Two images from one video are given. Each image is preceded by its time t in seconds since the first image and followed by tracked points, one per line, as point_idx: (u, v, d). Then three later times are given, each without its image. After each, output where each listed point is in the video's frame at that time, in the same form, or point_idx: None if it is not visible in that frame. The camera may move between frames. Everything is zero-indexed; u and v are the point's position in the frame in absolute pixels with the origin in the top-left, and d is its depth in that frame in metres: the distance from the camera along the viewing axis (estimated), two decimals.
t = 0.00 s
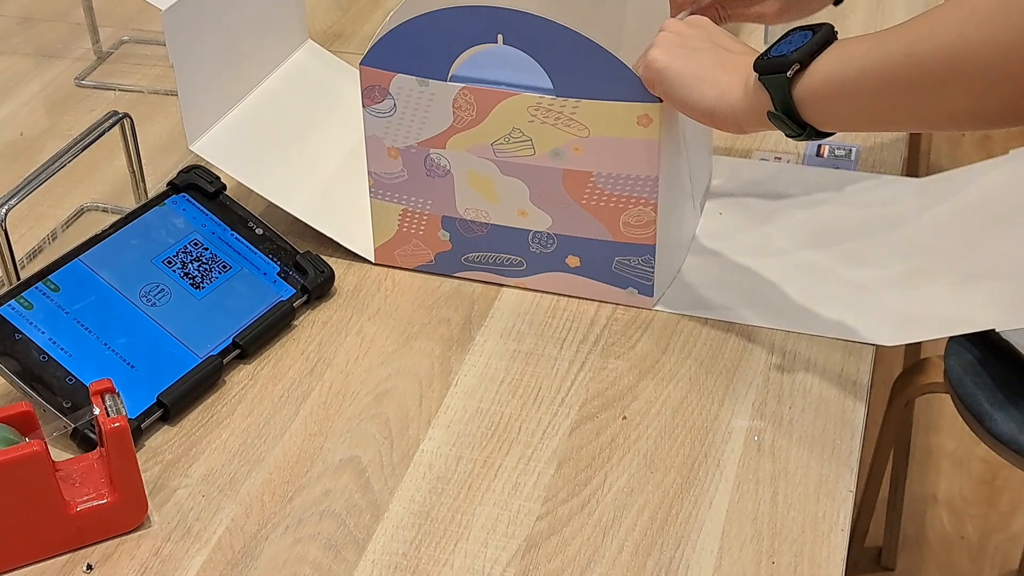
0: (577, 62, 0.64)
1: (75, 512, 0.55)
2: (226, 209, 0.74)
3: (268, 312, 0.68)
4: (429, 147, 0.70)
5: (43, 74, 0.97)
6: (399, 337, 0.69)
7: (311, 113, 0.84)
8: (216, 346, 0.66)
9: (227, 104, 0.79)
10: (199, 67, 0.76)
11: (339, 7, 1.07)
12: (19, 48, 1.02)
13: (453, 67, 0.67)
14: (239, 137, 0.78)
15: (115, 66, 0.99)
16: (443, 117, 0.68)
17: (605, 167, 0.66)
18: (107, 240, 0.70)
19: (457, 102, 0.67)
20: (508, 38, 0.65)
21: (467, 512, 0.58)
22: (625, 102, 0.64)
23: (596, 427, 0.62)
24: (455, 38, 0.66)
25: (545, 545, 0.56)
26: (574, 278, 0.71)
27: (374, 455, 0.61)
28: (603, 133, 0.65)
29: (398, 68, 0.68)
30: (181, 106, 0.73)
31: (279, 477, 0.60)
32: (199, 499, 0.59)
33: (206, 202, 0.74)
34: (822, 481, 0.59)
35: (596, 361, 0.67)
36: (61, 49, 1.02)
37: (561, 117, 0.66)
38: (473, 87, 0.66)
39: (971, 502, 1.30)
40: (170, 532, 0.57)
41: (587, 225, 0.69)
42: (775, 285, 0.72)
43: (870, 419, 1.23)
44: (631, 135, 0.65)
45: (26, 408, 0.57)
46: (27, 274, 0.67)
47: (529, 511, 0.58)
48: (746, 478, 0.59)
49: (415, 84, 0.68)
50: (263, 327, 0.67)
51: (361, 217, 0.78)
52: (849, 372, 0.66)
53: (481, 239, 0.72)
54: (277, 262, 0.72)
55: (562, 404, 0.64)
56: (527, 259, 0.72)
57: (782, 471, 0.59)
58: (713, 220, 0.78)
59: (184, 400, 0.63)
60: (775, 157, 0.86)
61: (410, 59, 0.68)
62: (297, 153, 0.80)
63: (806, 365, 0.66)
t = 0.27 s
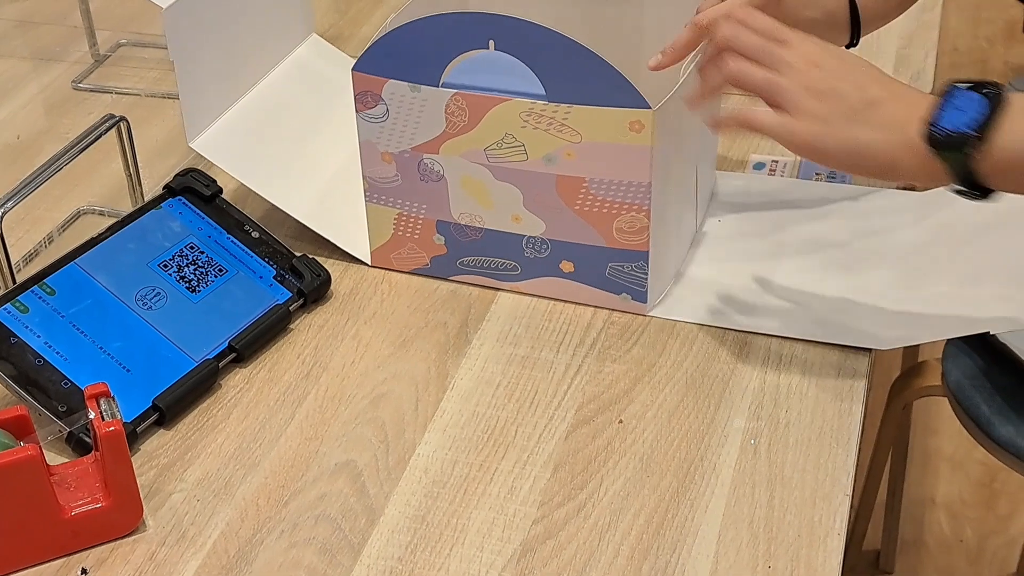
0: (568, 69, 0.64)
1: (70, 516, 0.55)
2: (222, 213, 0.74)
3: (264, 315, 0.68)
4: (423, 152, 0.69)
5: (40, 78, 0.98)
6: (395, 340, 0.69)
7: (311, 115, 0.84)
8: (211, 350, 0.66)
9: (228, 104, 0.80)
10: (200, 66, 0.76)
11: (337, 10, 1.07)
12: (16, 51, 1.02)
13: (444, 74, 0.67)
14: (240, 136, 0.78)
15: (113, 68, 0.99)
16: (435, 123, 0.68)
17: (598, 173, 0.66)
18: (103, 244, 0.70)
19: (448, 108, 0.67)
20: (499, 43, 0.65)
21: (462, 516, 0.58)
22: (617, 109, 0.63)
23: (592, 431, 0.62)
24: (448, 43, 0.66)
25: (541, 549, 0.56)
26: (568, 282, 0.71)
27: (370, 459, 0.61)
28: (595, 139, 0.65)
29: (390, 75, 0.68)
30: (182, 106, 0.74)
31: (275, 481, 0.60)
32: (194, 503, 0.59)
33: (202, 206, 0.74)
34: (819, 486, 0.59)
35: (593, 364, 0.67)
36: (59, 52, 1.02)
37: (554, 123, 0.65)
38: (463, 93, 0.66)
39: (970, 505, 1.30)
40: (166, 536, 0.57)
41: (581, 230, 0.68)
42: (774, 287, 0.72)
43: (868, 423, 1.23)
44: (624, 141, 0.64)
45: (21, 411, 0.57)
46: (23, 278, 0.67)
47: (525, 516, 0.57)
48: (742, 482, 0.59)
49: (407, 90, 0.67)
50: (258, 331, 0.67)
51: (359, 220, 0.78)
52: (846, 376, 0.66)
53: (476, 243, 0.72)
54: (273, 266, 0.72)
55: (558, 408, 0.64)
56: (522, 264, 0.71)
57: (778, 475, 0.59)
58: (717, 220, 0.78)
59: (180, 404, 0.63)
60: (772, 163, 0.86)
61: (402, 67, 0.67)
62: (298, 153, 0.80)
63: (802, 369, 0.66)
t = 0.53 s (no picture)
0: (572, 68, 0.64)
1: (71, 518, 0.54)
2: (223, 214, 0.74)
3: (265, 317, 0.68)
4: (429, 152, 0.69)
5: (41, 79, 0.97)
6: (396, 342, 0.69)
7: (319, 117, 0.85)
8: (212, 352, 0.65)
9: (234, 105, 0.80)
10: (208, 64, 0.77)
11: (338, 10, 1.07)
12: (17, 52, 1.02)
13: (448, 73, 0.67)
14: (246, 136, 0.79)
15: (113, 70, 0.99)
16: (441, 122, 0.67)
17: (604, 173, 0.65)
18: (103, 245, 0.70)
19: (455, 107, 0.66)
20: (506, 42, 0.65)
21: (464, 518, 0.57)
22: (624, 107, 0.63)
23: (594, 433, 0.62)
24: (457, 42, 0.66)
25: (542, 551, 0.56)
26: (574, 284, 0.70)
27: (371, 461, 0.61)
28: (599, 139, 0.64)
29: (396, 75, 0.68)
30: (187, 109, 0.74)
31: (276, 482, 0.60)
32: (195, 505, 0.59)
33: (203, 207, 0.74)
34: (821, 487, 0.59)
35: (594, 366, 0.67)
36: (59, 53, 1.01)
37: (559, 122, 0.64)
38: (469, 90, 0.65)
39: (971, 507, 1.29)
40: (166, 538, 0.57)
41: (586, 231, 0.67)
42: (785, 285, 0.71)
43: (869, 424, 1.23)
44: (630, 141, 0.63)
45: (21, 413, 0.57)
46: (23, 280, 0.67)
47: (526, 518, 0.57)
48: (745, 484, 0.59)
49: (412, 89, 0.67)
50: (259, 332, 0.67)
51: (365, 220, 0.78)
52: (848, 378, 0.65)
53: (482, 244, 0.71)
54: (274, 267, 0.71)
55: (559, 409, 0.64)
56: (528, 265, 0.71)
57: (780, 477, 0.59)
58: (735, 217, 0.78)
59: (180, 406, 0.62)
60: (772, 164, 0.84)
61: (410, 66, 0.67)
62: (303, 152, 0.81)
63: (804, 370, 0.66)
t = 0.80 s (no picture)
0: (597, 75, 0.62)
1: (71, 520, 0.54)
2: (225, 216, 0.74)
3: (266, 319, 0.68)
4: (456, 161, 0.68)
5: (42, 80, 0.97)
6: (397, 344, 0.69)
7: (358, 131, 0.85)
8: (213, 354, 0.65)
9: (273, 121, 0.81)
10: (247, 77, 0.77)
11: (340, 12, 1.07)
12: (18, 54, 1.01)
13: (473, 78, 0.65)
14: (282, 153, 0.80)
15: (115, 71, 0.99)
16: (468, 131, 0.66)
17: (629, 186, 0.63)
18: (104, 247, 0.69)
19: (481, 116, 0.65)
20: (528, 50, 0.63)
21: (466, 521, 0.57)
22: (646, 121, 0.61)
23: (596, 435, 0.62)
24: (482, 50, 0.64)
25: (544, 554, 0.55)
26: (600, 298, 0.69)
27: (373, 464, 0.61)
28: (623, 150, 0.62)
29: (425, 81, 0.66)
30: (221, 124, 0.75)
31: (277, 485, 0.60)
32: (196, 507, 0.58)
33: (204, 209, 0.74)
34: (824, 491, 0.58)
35: (596, 369, 0.67)
36: (61, 55, 1.01)
37: (582, 134, 0.62)
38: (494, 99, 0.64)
39: (974, 510, 1.29)
40: (167, 541, 0.57)
41: (612, 246, 0.65)
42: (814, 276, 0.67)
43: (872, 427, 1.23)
44: (654, 153, 0.61)
45: (22, 414, 0.56)
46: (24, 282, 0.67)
47: (528, 520, 0.57)
48: (748, 487, 0.59)
49: (440, 96, 0.66)
50: (261, 335, 0.67)
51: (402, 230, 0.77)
52: (851, 380, 0.65)
53: (511, 255, 0.70)
54: (276, 269, 0.71)
55: (562, 412, 0.64)
56: (556, 278, 0.69)
57: (783, 480, 0.59)
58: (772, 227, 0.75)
59: (181, 408, 0.62)
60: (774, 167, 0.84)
61: (438, 72, 0.66)
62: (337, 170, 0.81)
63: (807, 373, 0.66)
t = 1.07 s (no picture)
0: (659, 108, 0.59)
1: (74, 520, 0.54)
2: (227, 216, 0.74)
3: (269, 320, 0.68)
4: (514, 183, 0.66)
5: (44, 81, 0.97)
6: (400, 345, 0.69)
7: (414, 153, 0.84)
8: (216, 354, 0.65)
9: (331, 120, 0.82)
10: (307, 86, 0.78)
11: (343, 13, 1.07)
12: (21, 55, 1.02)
13: (539, 102, 0.63)
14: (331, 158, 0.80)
15: (118, 72, 0.99)
16: (526, 155, 0.64)
17: (690, 220, 0.61)
18: (107, 248, 0.69)
19: (540, 140, 0.63)
20: (591, 76, 0.61)
21: (469, 522, 0.57)
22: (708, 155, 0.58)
23: (599, 437, 0.62)
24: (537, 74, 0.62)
25: (547, 555, 0.55)
26: (657, 332, 0.66)
27: (375, 464, 0.61)
28: (686, 184, 0.60)
29: (486, 100, 0.64)
30: (280, 129, 0.76)
31: (281, 485, 0.59)
32: (199, 508, 0.58)
33: (208, 210, 0.74)
34: (828, 492, 0.58)
35: (599, 370, 0.67)
36: (63, 55, 1.01)
37: (643, 165, 0.60)
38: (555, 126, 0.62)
39: (975, 512, 1.29)
40: (170, 541, 0.57)
41: (670, 280, 0.63)
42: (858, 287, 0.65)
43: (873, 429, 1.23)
44: (718, 188, 0.59)
45: (24, 415, 0.56)
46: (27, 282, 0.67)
47: (531, 521, 0.57)
48: (751, 488, 0.59)
49: (501, 117, 0.64)
50: (264, 335, 0.67)
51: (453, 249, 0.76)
52: (855, 382, 0.65)
53: (563, 282, 0.68)
54: (279, 270, 0.71)
55: (565, 413, 0.64)
56: (610, 309, 0.67)
57: (787, 482, 0.59)
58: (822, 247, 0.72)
59: (184, 409, 0.62)
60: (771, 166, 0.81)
61: (498, 93, 0.64)
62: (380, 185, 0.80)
63: (811, 375, 0.66)
